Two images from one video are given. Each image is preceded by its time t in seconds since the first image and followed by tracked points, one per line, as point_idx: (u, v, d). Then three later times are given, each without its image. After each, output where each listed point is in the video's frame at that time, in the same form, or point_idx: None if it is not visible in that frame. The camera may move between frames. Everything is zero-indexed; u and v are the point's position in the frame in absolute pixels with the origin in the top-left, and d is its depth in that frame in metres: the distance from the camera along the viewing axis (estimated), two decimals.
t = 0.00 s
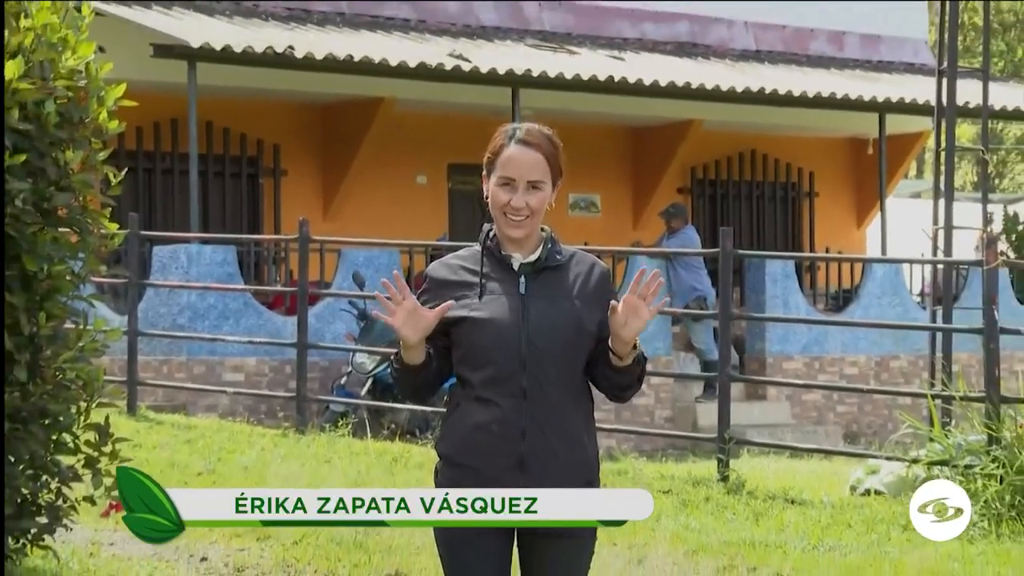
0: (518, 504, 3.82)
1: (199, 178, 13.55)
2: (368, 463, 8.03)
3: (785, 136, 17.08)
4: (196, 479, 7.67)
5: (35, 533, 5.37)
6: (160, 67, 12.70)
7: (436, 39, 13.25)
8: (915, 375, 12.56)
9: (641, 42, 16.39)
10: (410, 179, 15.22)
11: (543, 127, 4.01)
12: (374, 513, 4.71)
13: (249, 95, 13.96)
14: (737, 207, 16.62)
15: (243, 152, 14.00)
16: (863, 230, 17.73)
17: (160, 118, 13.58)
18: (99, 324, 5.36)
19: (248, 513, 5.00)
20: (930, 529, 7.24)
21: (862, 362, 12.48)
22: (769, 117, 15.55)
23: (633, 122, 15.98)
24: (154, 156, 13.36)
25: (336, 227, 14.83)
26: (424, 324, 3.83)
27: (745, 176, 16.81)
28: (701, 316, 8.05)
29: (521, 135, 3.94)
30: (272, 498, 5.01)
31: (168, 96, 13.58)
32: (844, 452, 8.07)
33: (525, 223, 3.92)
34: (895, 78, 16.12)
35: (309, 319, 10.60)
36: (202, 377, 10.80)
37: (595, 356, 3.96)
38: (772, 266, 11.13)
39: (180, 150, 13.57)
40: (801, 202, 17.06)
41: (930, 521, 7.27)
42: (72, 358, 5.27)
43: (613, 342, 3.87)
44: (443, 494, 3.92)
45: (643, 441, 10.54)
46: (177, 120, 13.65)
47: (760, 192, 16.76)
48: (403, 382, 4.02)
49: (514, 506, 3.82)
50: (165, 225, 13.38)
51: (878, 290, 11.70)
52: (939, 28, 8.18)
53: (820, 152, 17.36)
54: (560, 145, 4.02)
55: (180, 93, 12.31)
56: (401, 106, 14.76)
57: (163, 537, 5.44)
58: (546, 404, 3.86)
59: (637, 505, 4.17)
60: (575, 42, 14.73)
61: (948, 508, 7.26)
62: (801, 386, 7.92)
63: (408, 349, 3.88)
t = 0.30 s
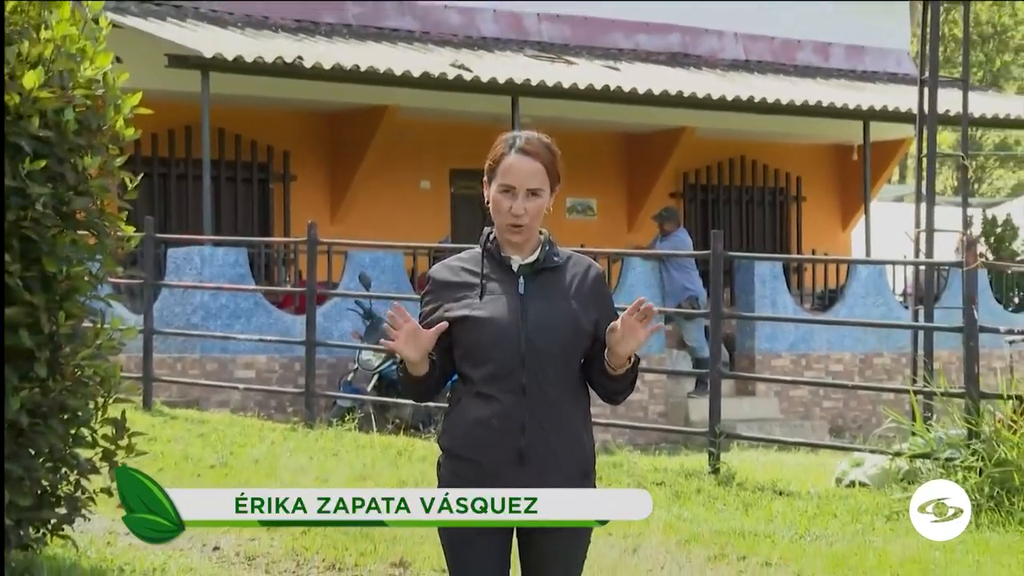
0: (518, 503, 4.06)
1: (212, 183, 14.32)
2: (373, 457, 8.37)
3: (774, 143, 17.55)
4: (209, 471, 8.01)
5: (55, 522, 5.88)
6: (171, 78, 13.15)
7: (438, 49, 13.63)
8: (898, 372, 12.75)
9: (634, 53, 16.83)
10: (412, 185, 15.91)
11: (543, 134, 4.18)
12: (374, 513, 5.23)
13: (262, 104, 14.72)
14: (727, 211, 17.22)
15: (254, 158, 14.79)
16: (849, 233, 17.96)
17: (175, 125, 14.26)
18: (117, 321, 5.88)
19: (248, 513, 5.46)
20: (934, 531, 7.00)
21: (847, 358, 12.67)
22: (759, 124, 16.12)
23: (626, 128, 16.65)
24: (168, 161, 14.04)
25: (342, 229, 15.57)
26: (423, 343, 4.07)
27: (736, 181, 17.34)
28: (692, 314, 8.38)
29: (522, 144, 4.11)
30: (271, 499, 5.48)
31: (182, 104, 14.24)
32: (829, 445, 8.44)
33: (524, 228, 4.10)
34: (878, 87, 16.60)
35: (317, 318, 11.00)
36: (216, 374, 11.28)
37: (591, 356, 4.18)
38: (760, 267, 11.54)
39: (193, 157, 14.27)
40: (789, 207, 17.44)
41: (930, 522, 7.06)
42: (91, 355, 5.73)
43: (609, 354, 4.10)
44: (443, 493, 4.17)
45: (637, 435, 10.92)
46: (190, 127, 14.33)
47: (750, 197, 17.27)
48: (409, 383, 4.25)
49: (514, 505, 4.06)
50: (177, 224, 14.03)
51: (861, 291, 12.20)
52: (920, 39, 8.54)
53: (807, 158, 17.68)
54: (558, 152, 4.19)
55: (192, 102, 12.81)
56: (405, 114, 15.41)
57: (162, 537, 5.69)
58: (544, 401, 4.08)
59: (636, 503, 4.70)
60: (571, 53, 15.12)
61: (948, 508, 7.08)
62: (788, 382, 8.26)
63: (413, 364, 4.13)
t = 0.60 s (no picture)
0: (518, 506, 4.17)
1: (222, 188, 14.72)
2: (378, 450, 8.74)
3: (762, 149, 18.05)
4: (221, 464, 8.36)
5: (74, 512, 6.11)
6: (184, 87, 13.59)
7: (441, 59, 14.01)
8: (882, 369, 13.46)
9: (629, 63, 17.22)
10: (416, 190, 16.32)
11: (543, 138, 4.36)
12: (375, 513, 5.44)
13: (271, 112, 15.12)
14: (719, 215, 17.78)
15: (264, 163, 15.17)
16: (835, 235, 18.50)
17: (187, 132, 14.64)
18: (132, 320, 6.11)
19: (249, 510, 5.74)
20: (929, 530, 7.45)
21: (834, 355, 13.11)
22: (751, 130, 16.65)
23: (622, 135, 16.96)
24: (182, 167, 14.47)
25: (349, 232, 15.97)
26: (442, 319, 4.11)
27: (726, 186, 17.78)
28: (685, 314, 8.72)
29: (524, 144, 4.29)
30: (271, 499, 5.75)
31: (195, 112, 14.66)
32: (816, 439, 8.84)
33: (522, 224, 4.24)
34: (864, 95, 17.02)
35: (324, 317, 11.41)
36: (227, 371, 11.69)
37: (588, 351, 4.31)
38: (751, 269, 11.98)
39: (205, 161, 14.69)
40: (778, 210, 17.92)
41: (929, 521, 7.59)
42: (108, 353, 5.99)
43: (604, 336, 4.22)
44: (443, 495, 4.29)
45: (632, 429, 11.31)
46: (203, 134, 14.75)
47: (740, 201, 17.79)
48: (413, 371, 4.28)
49: (514, 506, 4.18)
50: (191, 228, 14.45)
51: (848, 290, 12.61)
52: (903, 50, 8.89)
53: (794, 164, 18.29)
54: (559, 156, 4.37)
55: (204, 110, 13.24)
56: (408, 121, 15.82)
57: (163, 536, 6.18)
58: (542, 396, 4.21)
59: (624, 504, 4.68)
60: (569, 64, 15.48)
61: (948, 509, 7.62)
62: (776, 377, 8.62)
63: (426, 343, 4.15)
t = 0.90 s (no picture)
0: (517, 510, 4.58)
1: (235, 192, 15.27)
2: (384, 443, 9.11)
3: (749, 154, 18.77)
4: (233, 457, 8.71)
5: (91, 502, 6.63)
6: (198, 95, 14.11)
7: (444, 68, 14.37)
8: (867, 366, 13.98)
9: (623, 71, 18.07)
10: (419, 195, 16.73)
11: (544, 144, 4.72)
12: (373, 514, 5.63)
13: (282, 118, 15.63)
14: (711, 218, 18.30)
15: (274, 167, 15.71)
16: (821, 237, 19.37)
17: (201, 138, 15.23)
18: (146, 320, 6.60)
19: (249, 512, 5.74)
20: (929, 532, 6.97)
21: (821, 352, 13.56)
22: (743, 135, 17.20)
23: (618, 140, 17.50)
24: (196, 172, 15.07)
25: (354, 234, 16.46)
26: (460, 314, 4.42)
27: (718, 190, 18.44)
28: (677, 313, 9.09)
29: (526, 149, 4.65)
30: (271, 500, 5.76)
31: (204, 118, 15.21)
32: (802, 433, 9.23)
33: (524, 224, 4.58)
34: (849, 102, 17.54)
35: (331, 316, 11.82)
36: (238, 368, 12.16)
37: (586, 350, 4.67)
38: (741, 269, 12.44)
39: (217, 166, 15.30)
40: (768, 213, 18.62)
41: (930, 521, 7.03)
42: (123, 349, 6.50)
43: (602, 336, 4.55)
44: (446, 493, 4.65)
45: (626, 423, 11.71)
46: (216, 140, 15.32)
47: (732, 204, 18.47)
48: (425, 368, 4.58)
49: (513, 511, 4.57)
50: (202, 232, 15.05)
51: (833, 291, 13.14)
52: (887, 61, 9.30)
53: (782, 169, 19.04)
54: (558, 162, 4.73)
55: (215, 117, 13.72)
56: (412, 127, 16.26)
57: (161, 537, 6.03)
58: (541, 392, 4.58)
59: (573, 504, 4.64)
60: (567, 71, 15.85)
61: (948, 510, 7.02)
62: (766, 374, 8.98)
63: (441, 338, 4.45)
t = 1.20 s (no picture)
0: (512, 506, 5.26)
1: (247, 194, 16.56)
2: (389, 436, 9.50)
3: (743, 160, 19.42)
4: (244, 448, 9.09)
5: (108, 492, 7.42)
6: (211, 102, 14.62)
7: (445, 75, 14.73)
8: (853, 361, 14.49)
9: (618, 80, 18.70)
10: (422, 198, 16.96)
11: (540, 148, 5.22)
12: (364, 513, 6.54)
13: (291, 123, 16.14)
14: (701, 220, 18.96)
15: (282, 171, 16.78)
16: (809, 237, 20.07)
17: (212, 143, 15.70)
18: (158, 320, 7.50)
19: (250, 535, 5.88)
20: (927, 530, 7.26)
21: (810, 349, 14.02)
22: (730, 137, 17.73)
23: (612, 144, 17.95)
24: (211, 175, 15.72)
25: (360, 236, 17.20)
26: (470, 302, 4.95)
27: (709, 193, 19.01)
28: (670, 311, 9.48)
29: (523, 153, 5.15)
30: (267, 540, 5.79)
31: (218, 125, 15.65)
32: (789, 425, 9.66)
33: (522, 224, 5.11)
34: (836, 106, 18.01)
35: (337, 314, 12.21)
36: (248, 363, 12.55)
37: (583, 345, 5.20)
38: (731, 269, 12.89)
39: (228, 170, 15.78)
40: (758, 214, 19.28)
41: (930, 521, 7.31)
42: (139, 346, 7.36)
43: (599, 327, 5.08)
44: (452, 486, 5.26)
45: (620, 417, 12.15)
46: (226, 144, 15.78)
47: (722, 206, 19.02)
48: (430, 358, 5.08)
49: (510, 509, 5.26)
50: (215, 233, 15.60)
51: (820, 290, 13.62)
52: (871, 68, 9.68)
53: (769, 171, 19.65)
54: (554, 164, 5.23)
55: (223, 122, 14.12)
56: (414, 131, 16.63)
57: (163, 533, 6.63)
58: (542, 386, 5.13)
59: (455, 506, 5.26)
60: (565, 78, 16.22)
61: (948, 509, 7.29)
62: (754, 369, 9.32)
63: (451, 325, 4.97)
